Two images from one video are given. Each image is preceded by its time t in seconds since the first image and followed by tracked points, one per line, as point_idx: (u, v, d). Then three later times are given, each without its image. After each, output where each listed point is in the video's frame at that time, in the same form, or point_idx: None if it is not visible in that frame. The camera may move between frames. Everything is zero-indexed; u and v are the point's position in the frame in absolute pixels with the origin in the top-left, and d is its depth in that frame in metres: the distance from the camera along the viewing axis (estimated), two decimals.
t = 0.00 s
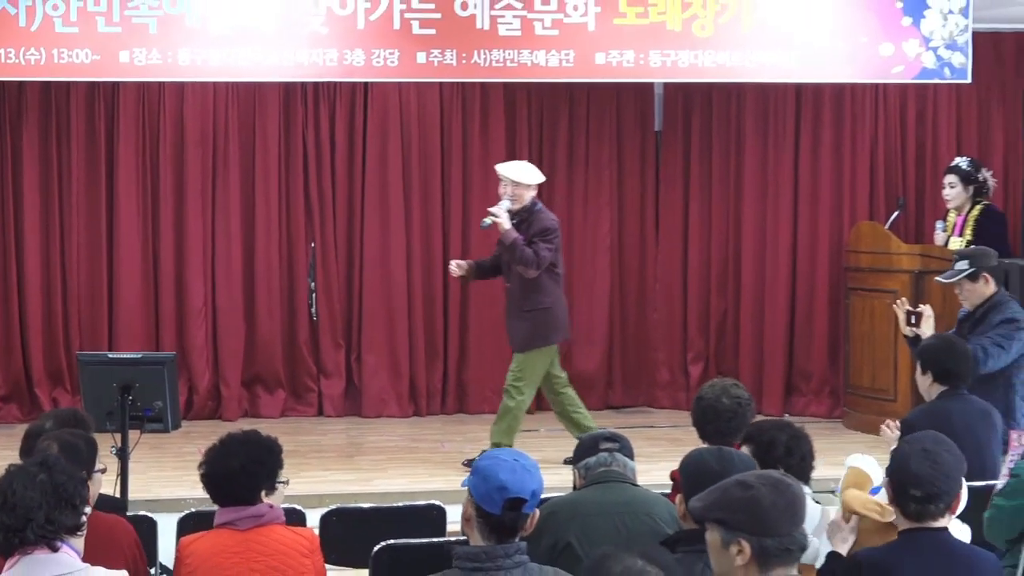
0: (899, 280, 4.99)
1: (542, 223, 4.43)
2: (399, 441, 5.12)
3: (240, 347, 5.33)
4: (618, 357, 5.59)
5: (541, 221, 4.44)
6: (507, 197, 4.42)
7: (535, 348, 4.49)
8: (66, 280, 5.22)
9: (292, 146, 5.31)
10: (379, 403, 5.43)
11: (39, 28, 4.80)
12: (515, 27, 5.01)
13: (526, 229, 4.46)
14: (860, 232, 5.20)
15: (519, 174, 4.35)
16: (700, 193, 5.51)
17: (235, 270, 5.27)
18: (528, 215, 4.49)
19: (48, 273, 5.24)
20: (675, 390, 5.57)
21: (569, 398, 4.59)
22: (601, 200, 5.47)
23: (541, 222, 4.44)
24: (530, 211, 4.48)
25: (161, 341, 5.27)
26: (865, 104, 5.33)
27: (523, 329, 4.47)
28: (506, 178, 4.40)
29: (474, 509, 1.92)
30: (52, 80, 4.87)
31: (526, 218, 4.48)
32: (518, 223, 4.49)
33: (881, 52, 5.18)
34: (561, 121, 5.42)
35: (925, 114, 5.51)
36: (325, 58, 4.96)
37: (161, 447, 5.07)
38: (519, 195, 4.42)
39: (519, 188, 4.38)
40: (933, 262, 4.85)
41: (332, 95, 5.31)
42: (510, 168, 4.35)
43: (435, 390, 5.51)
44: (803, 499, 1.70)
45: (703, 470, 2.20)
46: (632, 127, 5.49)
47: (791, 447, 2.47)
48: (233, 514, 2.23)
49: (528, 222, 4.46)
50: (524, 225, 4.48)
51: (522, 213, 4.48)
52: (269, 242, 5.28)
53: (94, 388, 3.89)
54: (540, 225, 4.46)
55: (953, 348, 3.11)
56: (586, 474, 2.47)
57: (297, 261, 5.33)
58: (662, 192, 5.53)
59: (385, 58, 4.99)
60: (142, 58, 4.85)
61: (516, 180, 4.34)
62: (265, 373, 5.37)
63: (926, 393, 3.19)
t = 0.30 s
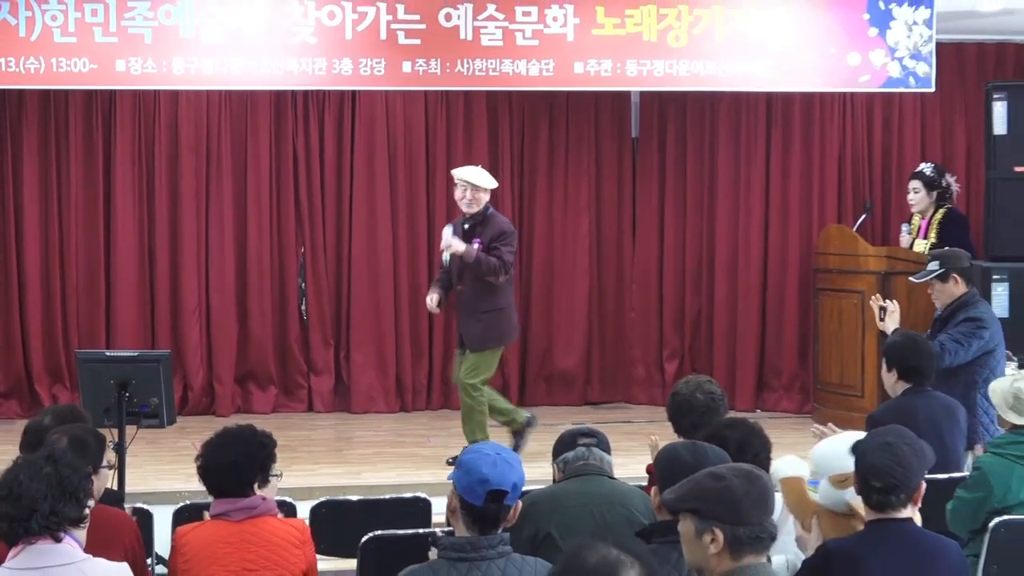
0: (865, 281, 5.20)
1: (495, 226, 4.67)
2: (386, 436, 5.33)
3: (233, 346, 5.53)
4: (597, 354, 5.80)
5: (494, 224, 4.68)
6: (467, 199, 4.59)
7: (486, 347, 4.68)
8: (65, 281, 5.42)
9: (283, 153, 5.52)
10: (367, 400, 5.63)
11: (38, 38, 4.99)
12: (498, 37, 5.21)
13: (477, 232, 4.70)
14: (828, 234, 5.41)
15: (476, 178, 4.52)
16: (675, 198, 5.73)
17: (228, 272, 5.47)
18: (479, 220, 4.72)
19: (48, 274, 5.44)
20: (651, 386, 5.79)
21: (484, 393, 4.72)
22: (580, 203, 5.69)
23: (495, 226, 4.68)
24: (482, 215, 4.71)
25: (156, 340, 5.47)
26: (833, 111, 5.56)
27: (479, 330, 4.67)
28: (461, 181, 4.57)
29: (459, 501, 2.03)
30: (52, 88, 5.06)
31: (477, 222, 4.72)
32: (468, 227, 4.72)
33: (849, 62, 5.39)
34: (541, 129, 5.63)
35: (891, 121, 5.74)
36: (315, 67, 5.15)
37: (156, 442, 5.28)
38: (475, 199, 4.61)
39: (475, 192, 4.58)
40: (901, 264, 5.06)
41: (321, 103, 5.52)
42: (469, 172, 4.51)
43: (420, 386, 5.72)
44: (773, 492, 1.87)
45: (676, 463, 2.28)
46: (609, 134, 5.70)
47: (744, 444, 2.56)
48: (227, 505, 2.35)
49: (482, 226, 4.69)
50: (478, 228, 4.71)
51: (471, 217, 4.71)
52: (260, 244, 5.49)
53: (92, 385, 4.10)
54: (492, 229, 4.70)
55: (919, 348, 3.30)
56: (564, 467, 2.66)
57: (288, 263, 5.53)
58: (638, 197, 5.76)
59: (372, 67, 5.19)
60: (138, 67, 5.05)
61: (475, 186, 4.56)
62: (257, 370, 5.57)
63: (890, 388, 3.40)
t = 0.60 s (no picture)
0: (835, 282, 5.46)
1: (465, 223, 5.04)
2: (380, 429, 5.61)
3: (234, 343, 5.80)
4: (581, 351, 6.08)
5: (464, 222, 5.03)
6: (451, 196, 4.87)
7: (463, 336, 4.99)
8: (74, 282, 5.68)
9: (282, 160, 5.80)
10: (362, 394, 5.90)
11: (49, 50, 5.26)
12: (486, 50, 5.49)
13: (448, 228, 5.02)
14: (800, 238, 5.70)
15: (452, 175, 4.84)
16: (655, 202, 6.02)
17: (230, 272, 5.74)
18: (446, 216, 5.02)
19: (58, 275, 5.70)
20: (632, 382, 6.08)
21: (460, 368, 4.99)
22: (565, 207, 5.97)
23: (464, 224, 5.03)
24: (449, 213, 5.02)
25: (161, 337, 5.74)
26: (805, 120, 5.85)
27: (467, 320, 4.97)
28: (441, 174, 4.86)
29: (447, 492, 2.11)
30: (62, 97, 5.32)
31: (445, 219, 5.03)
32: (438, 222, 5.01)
33: (820, 74, 5.68)
34: (527, 137, 5.92)
35: (860, 130, 6.03)
36: (313, 78, 5.43)
37: (162, 435, 5.55)
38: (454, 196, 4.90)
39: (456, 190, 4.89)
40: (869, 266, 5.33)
41: (318, 112, 5.79)
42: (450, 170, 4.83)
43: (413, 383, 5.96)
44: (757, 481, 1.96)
45: (655, 454, 2.45)
46: (592, 142, 6.00)
47: (717, 435, 2.71)
48: (230, 495, 2.59)
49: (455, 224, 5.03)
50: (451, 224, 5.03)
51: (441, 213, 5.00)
52: (261, 247, 5.76)
53: (102, 380, 4.39)
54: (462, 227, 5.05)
55: (889, 346, 3.58)
56: (548, 459, 2.83)
57: (286, 264, 5.81)
58: (620, 201, 6.05)
59: (367, 78, 5.47)
60: (144, 78, 5.32)
61: (458, 184, 4.88)
62: (257, 366, 5.85)
63: (860, 383, 3.67)
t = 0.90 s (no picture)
0: (819, 282, 5.67)
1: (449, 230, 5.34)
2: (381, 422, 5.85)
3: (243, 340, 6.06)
4: (574, 348, 6.34)
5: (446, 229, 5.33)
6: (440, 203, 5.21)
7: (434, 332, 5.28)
8: (89, 283, 5.93)
9: (288, 165, 6.05)
10: (365, 389, 6.15)
11: (65, 60, 5.51)
12: (483, 60, 5.75)
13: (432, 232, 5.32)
14: (783, 240, 5.96)
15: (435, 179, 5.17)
16: (645, 205, 6.27)
17: (238, 273, 6.00)
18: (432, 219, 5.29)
19: (73, 276, 5.95)
20: (624, 377, 6.33)
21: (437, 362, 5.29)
22: (559, 210, 6.23)
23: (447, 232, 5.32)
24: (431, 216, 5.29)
25: (173, 335, 5.99)
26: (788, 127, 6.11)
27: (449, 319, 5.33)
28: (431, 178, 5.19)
29: (447, 483, 2.22)
30: (77, 105, 5.57)
31: (430, 223, 5.32)
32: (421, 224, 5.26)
33: (803, 82, 5.93)
34: (523, 142, 6.17)
35: (841, 136, 6.30)
36: (317, 87, 5.68)
37: (173, 428, 5.81)
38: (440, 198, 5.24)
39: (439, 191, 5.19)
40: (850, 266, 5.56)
41: (323, 119, 6.04)
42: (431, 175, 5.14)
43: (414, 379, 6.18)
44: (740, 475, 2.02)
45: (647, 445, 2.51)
46: (586, 147, 6.25)
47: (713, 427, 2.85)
48: (237, 486, 2.69)
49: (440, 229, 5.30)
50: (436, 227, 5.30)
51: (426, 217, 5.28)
52: (268, 249, 6.01)
53: (115, 376, 4.64)
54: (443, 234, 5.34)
55: (871, 343, 3.66)
56: (545, 452, 2.96)
57: (292, 264, 6.06)
58: (612, 205, 6.31)
59: (369, 87, 5.72)
60: (156, 87, 5.56)
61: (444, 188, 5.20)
62: (264, 362, 6.11)
63: (843, 379, 3.77)
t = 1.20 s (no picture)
0: (806, 282, 5.92)
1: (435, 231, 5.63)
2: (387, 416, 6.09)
3: (254, 338, 6.32)
4: (572, 345, 6.59)
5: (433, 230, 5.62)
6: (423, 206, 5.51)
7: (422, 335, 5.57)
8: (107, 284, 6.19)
9: (297, 170, 6.30)
10: (372, 385, 6.41)
11: (84, 70, 5.77)
12: (484, 70, 6.01)
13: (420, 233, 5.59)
14: (771, 241, 6.22)
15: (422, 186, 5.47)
16: (640, 208, 6.53)
17: (249, 273, 6.26)
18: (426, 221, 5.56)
19: (92, 277, 6.22)
20: (620, 374, 6.59)
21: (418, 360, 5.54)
22: (557, 213, 6.48)
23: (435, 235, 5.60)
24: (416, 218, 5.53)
25: (187, 333, 6.25)
26: (777, 133, 6.37)
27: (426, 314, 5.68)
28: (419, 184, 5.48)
29: (453, 475, 2.30)
30: (96, 113, 5.83)
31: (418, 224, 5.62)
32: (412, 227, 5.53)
33: (790, 91, 6.20)
34: (522, 147, 6.43)
35: (828, 141, 6.56)
36: (326, 95, 5.94)
37: (188, 422, 6.06)
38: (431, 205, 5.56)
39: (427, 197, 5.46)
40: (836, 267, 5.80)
41: (331, 126, 6.30)
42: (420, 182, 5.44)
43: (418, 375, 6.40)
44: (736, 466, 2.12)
45: (644, 441, 2.78)
46: (582, 153, 6.51)
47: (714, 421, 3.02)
48: (248, 477, 2.80)
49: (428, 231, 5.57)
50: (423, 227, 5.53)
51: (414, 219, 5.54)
52: (278, 250, 6.28)
53: (132, 373, 4.91)
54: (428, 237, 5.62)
55: (854, 342, 3.81)
56: (542, 444, 3.04)
57: (302, 265, 6.32)
58: (607, 208, 6.57)
59: (375, 95, 5.98)
60: (171, 96, 5.82)
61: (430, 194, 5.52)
62: (275, 359, 6.36)
63: (830, 376, 3.93)
